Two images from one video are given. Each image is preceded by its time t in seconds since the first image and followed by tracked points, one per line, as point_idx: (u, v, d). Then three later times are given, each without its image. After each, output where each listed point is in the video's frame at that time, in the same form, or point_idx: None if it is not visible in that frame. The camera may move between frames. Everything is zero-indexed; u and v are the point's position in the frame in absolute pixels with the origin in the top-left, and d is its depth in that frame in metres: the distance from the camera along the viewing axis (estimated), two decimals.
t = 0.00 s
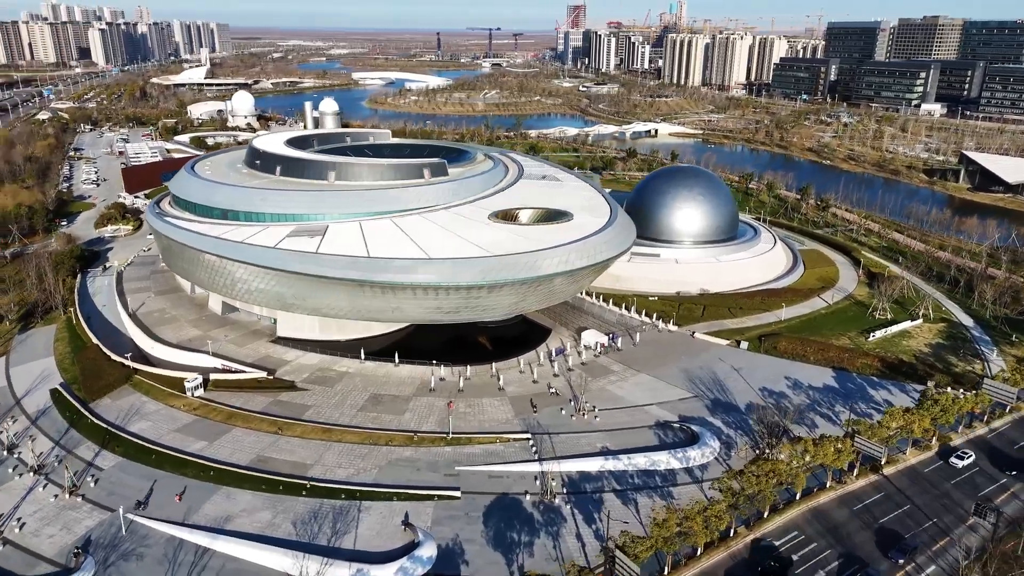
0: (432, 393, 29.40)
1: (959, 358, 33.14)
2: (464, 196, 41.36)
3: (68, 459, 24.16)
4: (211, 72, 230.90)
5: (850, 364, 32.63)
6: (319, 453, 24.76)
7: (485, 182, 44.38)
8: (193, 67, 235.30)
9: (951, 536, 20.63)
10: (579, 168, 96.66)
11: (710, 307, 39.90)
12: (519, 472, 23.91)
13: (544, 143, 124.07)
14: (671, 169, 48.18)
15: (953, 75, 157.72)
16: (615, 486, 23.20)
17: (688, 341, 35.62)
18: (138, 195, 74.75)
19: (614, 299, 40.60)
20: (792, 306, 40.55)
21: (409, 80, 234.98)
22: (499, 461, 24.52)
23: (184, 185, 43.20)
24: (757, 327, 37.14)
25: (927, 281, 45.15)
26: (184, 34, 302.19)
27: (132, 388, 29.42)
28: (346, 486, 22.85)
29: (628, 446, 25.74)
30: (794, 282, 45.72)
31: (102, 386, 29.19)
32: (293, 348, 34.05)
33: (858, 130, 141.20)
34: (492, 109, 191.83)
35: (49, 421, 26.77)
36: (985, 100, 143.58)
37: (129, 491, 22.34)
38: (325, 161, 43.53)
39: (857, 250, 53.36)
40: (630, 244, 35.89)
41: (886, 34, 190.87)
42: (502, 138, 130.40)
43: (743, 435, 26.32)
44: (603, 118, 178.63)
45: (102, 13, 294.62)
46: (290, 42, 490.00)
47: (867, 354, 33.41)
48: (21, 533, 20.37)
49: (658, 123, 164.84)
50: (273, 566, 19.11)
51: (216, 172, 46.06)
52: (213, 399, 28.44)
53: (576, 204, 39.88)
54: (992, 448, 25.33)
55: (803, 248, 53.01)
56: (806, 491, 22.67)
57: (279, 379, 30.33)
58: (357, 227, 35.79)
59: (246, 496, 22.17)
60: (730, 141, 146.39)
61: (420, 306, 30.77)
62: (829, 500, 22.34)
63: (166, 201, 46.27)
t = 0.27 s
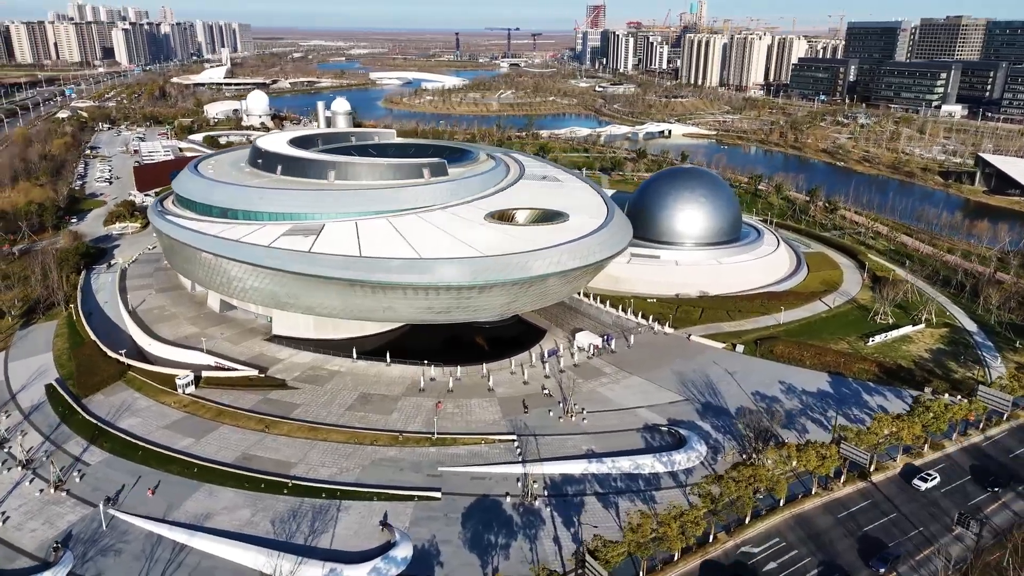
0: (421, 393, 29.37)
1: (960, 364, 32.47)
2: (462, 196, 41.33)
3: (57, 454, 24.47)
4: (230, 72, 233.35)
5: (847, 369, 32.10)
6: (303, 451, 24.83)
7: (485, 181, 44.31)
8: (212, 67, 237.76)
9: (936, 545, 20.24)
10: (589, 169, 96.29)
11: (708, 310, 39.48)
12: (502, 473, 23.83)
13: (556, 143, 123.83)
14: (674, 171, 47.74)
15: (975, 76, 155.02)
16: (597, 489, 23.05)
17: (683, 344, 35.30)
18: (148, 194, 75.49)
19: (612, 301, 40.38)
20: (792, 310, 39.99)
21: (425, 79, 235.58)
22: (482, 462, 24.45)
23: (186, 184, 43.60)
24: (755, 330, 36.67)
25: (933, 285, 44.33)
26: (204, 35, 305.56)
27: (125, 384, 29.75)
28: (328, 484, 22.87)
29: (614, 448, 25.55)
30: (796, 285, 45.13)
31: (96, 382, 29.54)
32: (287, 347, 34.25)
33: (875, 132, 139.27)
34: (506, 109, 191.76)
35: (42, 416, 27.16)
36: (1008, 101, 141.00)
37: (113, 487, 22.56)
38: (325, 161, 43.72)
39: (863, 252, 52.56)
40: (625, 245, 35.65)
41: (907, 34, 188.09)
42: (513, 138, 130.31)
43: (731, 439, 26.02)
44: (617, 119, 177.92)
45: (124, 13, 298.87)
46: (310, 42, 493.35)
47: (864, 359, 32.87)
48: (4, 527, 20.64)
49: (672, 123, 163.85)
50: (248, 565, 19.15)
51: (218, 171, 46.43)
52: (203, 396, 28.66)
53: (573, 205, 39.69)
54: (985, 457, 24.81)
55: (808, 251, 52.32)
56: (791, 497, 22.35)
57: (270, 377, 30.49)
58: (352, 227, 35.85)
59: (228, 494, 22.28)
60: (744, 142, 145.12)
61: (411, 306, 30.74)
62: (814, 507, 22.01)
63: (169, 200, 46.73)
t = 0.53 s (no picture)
0: (411, 393, 29.35)
1: (961, 371, 31.79)
2: (462, 196, 41.28)
3: (47, 449, 24.78)
4: (250, 72, 235.51)
5: (844, 374, 31.58)
6: (289, 450, 24.90)
7: (485, 182, 44.23)
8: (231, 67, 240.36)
9: (922, 556, 19.85)
10: (599, 170, 95.95)
11: (707, 312, 39.05)
12: (485, 475, 23.72)
13: (569, 144, 123.59)
14: (678, 171, 47.25)
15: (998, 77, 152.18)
16: (580, 493, 22.88)
17: (679, 347, 34.96)
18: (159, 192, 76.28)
19: (610, 303, 40.11)
20: (792, 313, 39.47)
21: (441, 79, 236.10)
22: (467, 463, 24.36)
23: (188, 183, 44.02)
24: (753, 334, 36.21)
25: (940, 290, 43.51)
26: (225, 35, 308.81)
27: (119, 381, 30.05)
28: (311, 483, 22.91)
29: (600, 451, 25.35)
30: (799, 288, 44.54)
31: (91, 379, 29.87)
32: (282, 345, 34.40)
33: (893, 133, 137.25)
34: (521, 109, 191.65)
35: (36, 411, 27.50)
36: None
37: (99, 483, 22.77)
38: (326, 160, 43.91)
39: (870, 256, 51.76)
40: (620, 246, 35.41)
41: (929, 34, 185.15)
42: (526, 138, 130.16)
43: (720, 444, 25.73)
44: (632, 119, 177.14)
45: (147, 14, 303.10)
46: (345, 42, 496.71)
47: (863, 364, 32.34)
48: None
49: (687, 124, 162.78)
50: (224, 563, 19.20)
51: (222, 169, 46.80)
52: (195, 394, 28.87)
53: (571, 206, 39.51)
54: (979, 466, 24.28)
55: (814, 254, 51.60)
56: (776, 504, 22.03)
57: (263, 375, 30.64)
58: (349, 226, 35.94)
59: (210, 491, 22.40)
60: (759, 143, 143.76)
61: (402, 306, 30.72)
62: (799, 514, 21.67)
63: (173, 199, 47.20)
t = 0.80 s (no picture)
0: (401, 394, 29.34)
1: (963, 378, 31.10)
2: (461, 196, 41.29)
3: (39, 445, 25.10)
4: (269, 71, 237.67)
5: (842, 379, 31.03)
6: (275, 449, 24.99)
7: (486, 182, 44.13)
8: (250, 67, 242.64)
9: (907, 566, 19.47)
10: (610, 171, 95.52)
11: (706, 316, 38.65)
12: (469, 477, 23.61)
13: (581, 144, 123.19)
14: (681, 173, 46.87)
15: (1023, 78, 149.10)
16: (563, 496, 22.71)
17: (675, 350, 34.62)
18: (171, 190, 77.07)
19: (608, 305, 39.86)
20: (793, 317, 38.94)
21: (458, 79, 236.48)
22: (451, 465, 24.27)
23: (192, 182, 44.44)
24: (752, 338, 35.70)
25: (947, 295, 42.60)
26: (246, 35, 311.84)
27: (114, 378, 30.38)
28: (294, 483, 22.97)
29: (587, 455, 25.15)
30: (802, 292, 43.92)
31: (87, 375, 30.24)
32: (278, 344, 34.58)
33: (911, 135, 135.17)
34: (536, 110, 191.39)
35: (31, 407, 27.88)
36: None
37: (86, 479, 23.02)
38: (327, 160, 44.08)
39: (878, 259, 50.91)
40: (616, 248, 35.17)
41: (952, 34, 181.97)
42: (539, 139, 129.95)
43: (709, 449, 25.41)
44: (647, 120, 176.07)
45: (169, 14, 306.86)
46: (365, 42, 499.72)
47: (862, 370, 31.74)
48: None
49: (702, 125, 161.60)
50: (201, 561, 19.28)
51: (226, 168, 47.16)
52: (187, 392, 29.10)
53: (570, 207, 39.31)
54: (973, 475, 23.75)
55: (820, 257, 50.87)
56: (761, 510, 21.74)
57: (256, 374, 30.82)
58: (345, 226, 36.00)
59: (194, 489, 22.53)
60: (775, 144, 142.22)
61: (394, 306, 30.70)
62: (784, 521, 21.35)
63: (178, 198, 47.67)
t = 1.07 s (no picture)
0: (392, 394, 29.30)
1: (964, 386, 30.41)
2: (460, 196, 41.21)
3: (30, 440, 25.40)
4: (288, 71, 239.55)
5: (839, 385, 30.49)
6: (262, 448, 25.06)
7: (487, 182, 44.02)
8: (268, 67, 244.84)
9: None
10: (621, 171, 95.01)
11: (704, 319, 38.25)
12: (452, 479, 23.49)
13: (594, 145, 122.70)
14: (684, 173, 46.32)
15: None
16: (546, 500, 22.54)
17: (671, 353, 34.28)
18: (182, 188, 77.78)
19: (607, 307, 39.58)
20: (794, 320, 38.39)
21: (475, 79, 236.66)
22: (435, 467, 24.17)
23: (196, 181, 44.83)
24: (750, 341, 35.24)
25: (954, 300, 41.74)
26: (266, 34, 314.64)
27: (109, 375, 30.68)
28: (277, 481, 23.00)
29: (573, 458, 24.95)
30: (804, 295, 43.28)
31: (82, 371, 30.57)
32: (273, 342, 34.73)
33: (930, 137, 132.95)
34: (552, 110, 191.00)
35: (26, 402, 28.24)
36: None
37: (72, 474, 23.23)
38: (329, 159, 44.24)
39: (886, 262, 50.03)
40: (612, 250, 34.92)
41: (976, 34, 178.60)
42: (552, 139, 129.68)
43: (697, 454, 25.11)
44: (662, 120, 175.02)
45: (192, 15, 310.70)
46: (386, 42, 502.31)
47: (860, 376, 31.19)
48: None
49: (717, 125, 160.30)
50: (179, 559, 19.34)
51: (229, 166, 47.49)
52: (179, 389, 29.31)
53: (568, 207, 39.11)
54: (966, 485, 23.24)
55: (826, 260, 50.10)
56: (745, 517, 21.43)
57: (249, 373, 30.95)
58: (342, 225, 36.08)
59: (178, 486, 22.64)
60: (791, 146, 140.67)
61: (387, 306, 30.68)
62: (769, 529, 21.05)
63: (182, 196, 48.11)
